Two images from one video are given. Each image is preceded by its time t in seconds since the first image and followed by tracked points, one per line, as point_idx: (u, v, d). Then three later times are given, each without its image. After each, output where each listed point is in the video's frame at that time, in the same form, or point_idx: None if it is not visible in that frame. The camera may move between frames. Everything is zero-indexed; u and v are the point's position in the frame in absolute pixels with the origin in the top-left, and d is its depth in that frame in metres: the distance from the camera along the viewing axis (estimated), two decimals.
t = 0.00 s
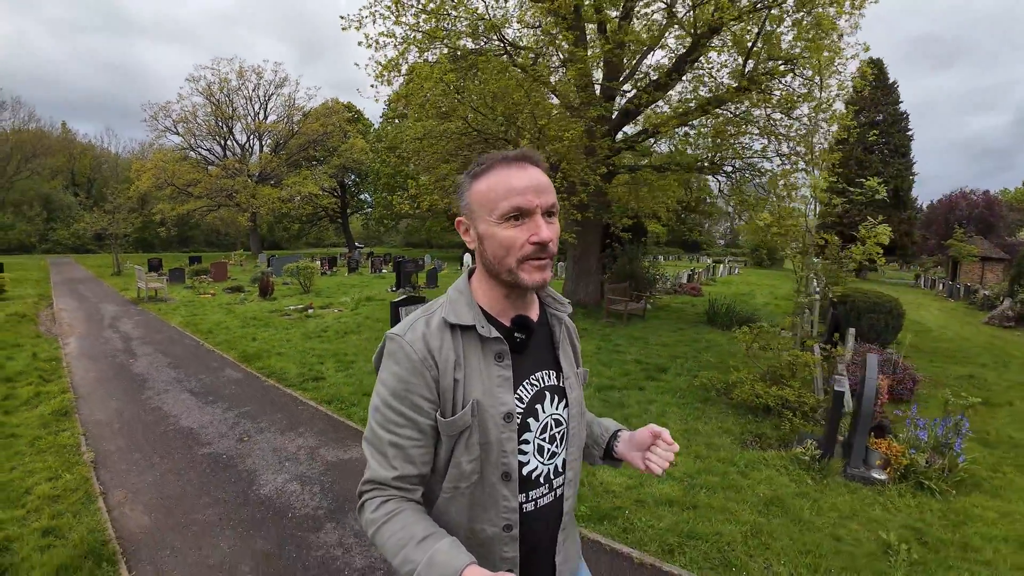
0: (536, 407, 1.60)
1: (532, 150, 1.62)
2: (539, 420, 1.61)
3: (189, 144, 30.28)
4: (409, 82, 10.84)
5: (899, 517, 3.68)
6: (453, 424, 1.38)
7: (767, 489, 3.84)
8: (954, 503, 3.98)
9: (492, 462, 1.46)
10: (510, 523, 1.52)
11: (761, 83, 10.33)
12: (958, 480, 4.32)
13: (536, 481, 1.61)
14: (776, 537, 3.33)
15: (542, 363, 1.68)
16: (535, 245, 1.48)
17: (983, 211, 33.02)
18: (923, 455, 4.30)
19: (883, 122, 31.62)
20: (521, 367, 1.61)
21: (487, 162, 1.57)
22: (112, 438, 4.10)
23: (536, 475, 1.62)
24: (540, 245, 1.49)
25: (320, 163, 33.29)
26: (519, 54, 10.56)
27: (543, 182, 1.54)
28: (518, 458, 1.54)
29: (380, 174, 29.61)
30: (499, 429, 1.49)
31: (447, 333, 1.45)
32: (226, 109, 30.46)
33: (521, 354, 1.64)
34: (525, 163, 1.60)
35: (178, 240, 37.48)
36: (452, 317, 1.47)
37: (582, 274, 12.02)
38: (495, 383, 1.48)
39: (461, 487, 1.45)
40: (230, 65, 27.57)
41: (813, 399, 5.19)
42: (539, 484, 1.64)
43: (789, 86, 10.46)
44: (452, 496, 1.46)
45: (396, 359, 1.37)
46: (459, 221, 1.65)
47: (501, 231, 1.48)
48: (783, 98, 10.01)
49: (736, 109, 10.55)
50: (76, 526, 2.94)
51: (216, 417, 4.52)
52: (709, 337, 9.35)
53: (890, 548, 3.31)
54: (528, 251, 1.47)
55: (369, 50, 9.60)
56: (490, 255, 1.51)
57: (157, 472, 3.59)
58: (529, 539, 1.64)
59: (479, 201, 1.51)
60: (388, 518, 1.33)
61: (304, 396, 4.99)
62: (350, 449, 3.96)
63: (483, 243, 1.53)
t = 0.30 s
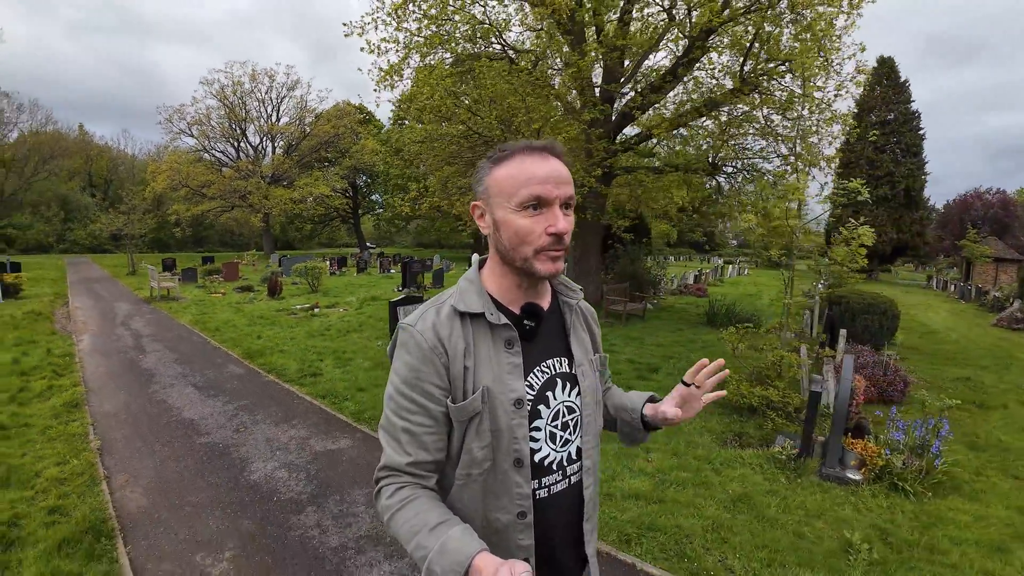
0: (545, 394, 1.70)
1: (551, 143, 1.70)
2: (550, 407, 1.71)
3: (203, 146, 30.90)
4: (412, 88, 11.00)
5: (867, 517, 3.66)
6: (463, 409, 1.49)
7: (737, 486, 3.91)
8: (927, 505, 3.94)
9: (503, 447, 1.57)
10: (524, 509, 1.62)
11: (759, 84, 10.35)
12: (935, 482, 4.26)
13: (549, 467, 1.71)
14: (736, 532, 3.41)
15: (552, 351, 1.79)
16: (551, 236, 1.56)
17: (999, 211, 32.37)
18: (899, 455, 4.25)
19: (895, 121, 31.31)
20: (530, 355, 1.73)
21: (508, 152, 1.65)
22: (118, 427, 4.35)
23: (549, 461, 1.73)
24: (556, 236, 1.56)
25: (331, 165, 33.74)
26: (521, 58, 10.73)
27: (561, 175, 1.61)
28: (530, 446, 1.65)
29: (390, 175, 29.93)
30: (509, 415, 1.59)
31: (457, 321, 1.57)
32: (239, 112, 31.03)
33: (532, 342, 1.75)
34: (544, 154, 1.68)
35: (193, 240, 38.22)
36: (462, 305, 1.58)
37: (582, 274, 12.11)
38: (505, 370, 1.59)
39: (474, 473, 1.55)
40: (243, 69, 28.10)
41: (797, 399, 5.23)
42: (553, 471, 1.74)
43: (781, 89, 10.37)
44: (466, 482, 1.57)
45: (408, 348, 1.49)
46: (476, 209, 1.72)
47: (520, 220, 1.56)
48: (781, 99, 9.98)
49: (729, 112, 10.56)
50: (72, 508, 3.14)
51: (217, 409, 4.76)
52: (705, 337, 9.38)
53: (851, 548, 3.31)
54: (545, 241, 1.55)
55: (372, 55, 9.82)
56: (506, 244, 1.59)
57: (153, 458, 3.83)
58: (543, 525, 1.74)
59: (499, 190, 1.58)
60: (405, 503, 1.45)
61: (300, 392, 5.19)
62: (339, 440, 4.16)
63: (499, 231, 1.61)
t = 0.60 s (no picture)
0: (557, 406, 1.65)
1: (558, 149, 1.65)
2: (559, 419, 1.66)
3: (220, 149, 31.59)
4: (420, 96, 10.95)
5: (837, 510, 3.71)
6: (472, 424, 1.44)
7: (711, 477, 4.03)
8: (903, 502, 3.95)
9: (513, 462, 1.52)
10: (532, 519, 1.57)
11: (761, 85, 10.41)
12: (913, 480, 4.25)
13: (558, 479, 1.66)
14: (702, 520, 3.53)
15: (563, 363, 1.73)
16: (562, 247, 1.50)
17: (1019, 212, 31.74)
18: (877, 452, 4.27)
19: (909, 121, 30.99)
20: (540, 366, 1.67)
21: (514, 162, 1.59)
22: (131, 413, 4.65)
23: (559, 474, 1.67)
24: (567, 246, 1.51)
25: (344, 167, 34.28)
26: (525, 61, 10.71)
27: (570, 183, 1.56)
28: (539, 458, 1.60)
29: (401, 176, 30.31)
30: (520, 429, 1.54)
31: (466, 334, 1.52)
32: (255, 115, 31.66)
33: (540, 354, 1.70)
34: (551, 162, 1.63)
35: (210, 241, 39.06)
36: (471, 318, 1.54)
37: (585, 275, 12.22)
38: (515, 383, 1.54)
39: (484, 487, 1.50)
40: (259, 73, 28.73)
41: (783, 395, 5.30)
42: (563, 483, 1.69)
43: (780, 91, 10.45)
44: (474, 496, 1.52)
45: (416, 360, 1.45)
46: (484, 220, 1.66)
47: (529, 231, 1.50)
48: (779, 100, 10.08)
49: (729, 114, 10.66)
50: (81, 485, 3.39)
51: (223, 398, 5.03)
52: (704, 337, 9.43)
53: (815, 538, 3.37)
54: (556, 251, 1.49)
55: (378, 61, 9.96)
56: (515, 256, 1.54)
57: (162, 440, 4.11)
58: (550, 539, 1.68)
59: (508, 200, 1.53)
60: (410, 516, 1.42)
61: (301, 384, 5.41)
62: (334, 426, 4.39)
63: (508, 243, 1.55)
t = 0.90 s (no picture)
0: (552, 400, 1.66)
1: (560, 147, 1.66)
2: (556, 414, 1.67)
3: (237, 151, 32.39)
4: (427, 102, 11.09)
5: (798, 499, 3.86)
6: (470, 423, 1.44)
7: (679, 465, 4.25)
8: (867, 494, 4.05)
9: (512, 458, 1.52)
10: (533, 517, 1.57)
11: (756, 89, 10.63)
12: (884, 474, 4.31)
13: (557, 472, 1.67)
14: (663, 504, 3.74)
15: (554, 357, 1.75)
16: (573, 244, 1.53)
17: None
18: (845, 447, 4.35)
19: (923, 121, 30.72)
20: (534, 362, 1.67)
21: (521, 159, 1.58)
22: (146, 401, 5.03)
23: (556, 467, 1.68)
24: (578, 245, 1.54)
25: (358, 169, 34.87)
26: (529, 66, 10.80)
27: (577, 181, 1.59)
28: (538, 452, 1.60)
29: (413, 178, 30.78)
30: (517, 425, 1.54)
31: (458, 333, 1.50)
32: (272, 119, 32.41)
33: (533, 349, 1.70)
34: (554, 160, 1.63)
35: (228, 242, 39.98)
36: (462, 317, 1.52)
37: (586, 275, 12.43)
38: (510, 380, 1.53)
39: (484, 485, 1.50)
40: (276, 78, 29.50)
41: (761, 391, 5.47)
42: (560, 476, 1.71)
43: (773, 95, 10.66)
44: (474, 495, 1.52)
45: (409, 362, 1.42)
46: (486, 216, 1.61)
47: (544, 228, 1.50)
48: (775, 103, 10.25)
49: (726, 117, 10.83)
50: (96, 460, 3.74)
51: (232, 388, 5.39)
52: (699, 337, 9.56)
53: (767, 524, 3.54)
54: (569, 248, 1.52)
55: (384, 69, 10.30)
56: (527, 252, 1.52)
57: (173, 423, 4.48)
58: (551, 533, 1.69)
59: (522, 197, 1.51)
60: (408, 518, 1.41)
61: (304, 377, 5.73)
62: (331, 413, 4.70)
63: (519, 240, 1.53)
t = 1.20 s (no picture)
0: (527, 397, 1.65)
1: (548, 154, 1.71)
2: (530, 409, 1.67)
3: (252, 154, 33.09)
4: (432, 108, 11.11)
5: (757, 493, 4.00)
6: (447, 417, 1.42)
7: (647, 457, 4.46)
8: (830, 489, 4.15)
9: (487, 453, 1.50)
10: (504, 512, 1.56)
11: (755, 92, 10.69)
12: (850, 472, 4.38)
13: (529, 469, 1.67)
14: (622, 492, 3.96)
15: (530, 355, 1.74)
16: (561, 245, 1.58)
17: None
18: (812, 444, 4.45)
19: (935, 122, 30.43)
20: (511, 358, 1.65)
21: (515, 161, 1.61)
22: (154, 390, 5.37)
23: (529, 463, 1.67)
24: (565, 245, 1.60)
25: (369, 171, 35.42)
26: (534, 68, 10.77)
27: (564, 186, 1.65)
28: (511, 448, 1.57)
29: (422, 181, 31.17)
30: (493, 420, 1.53)
31: (438, 327, 1.48)
32: (286, 123, 33.06)
33: (510, 347, 1.69)
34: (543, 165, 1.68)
35: (243, 243, 40.73)
36: (443, 310, 1.49)
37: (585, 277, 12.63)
38: (488, 375, 1.52)
39: (457, 480, 1.49)
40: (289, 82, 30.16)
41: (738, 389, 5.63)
42: (532, 472, 1.70)
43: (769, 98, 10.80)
44: (449, 488, 1.50)
45: (388, 355, 1.39)
46: (478, 214, 1.60)
47: (538, 229, 1.54)
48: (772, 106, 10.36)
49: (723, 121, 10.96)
50: (104, 440, 4.07)
51: (234, 380, 5.71)
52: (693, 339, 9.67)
53: (720, 514, 3.71)
54: (558, 249, 1.58)
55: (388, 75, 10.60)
56: (516, 250, 1.55)
57: (178, 410, 4.81)
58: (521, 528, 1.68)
59: (519, 197, 1.53)
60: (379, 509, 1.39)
61: (302, 371, 6.00)
62: (323, 404, 4.97)
63: (509, 239, 1.55)
